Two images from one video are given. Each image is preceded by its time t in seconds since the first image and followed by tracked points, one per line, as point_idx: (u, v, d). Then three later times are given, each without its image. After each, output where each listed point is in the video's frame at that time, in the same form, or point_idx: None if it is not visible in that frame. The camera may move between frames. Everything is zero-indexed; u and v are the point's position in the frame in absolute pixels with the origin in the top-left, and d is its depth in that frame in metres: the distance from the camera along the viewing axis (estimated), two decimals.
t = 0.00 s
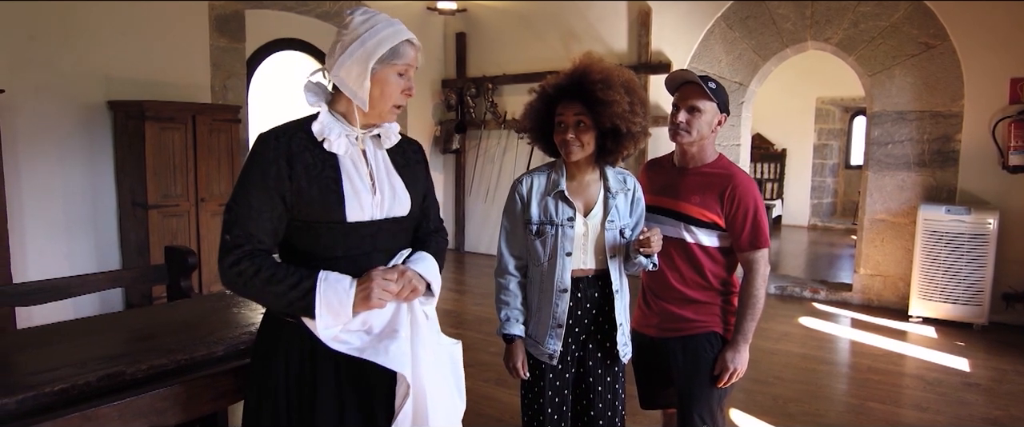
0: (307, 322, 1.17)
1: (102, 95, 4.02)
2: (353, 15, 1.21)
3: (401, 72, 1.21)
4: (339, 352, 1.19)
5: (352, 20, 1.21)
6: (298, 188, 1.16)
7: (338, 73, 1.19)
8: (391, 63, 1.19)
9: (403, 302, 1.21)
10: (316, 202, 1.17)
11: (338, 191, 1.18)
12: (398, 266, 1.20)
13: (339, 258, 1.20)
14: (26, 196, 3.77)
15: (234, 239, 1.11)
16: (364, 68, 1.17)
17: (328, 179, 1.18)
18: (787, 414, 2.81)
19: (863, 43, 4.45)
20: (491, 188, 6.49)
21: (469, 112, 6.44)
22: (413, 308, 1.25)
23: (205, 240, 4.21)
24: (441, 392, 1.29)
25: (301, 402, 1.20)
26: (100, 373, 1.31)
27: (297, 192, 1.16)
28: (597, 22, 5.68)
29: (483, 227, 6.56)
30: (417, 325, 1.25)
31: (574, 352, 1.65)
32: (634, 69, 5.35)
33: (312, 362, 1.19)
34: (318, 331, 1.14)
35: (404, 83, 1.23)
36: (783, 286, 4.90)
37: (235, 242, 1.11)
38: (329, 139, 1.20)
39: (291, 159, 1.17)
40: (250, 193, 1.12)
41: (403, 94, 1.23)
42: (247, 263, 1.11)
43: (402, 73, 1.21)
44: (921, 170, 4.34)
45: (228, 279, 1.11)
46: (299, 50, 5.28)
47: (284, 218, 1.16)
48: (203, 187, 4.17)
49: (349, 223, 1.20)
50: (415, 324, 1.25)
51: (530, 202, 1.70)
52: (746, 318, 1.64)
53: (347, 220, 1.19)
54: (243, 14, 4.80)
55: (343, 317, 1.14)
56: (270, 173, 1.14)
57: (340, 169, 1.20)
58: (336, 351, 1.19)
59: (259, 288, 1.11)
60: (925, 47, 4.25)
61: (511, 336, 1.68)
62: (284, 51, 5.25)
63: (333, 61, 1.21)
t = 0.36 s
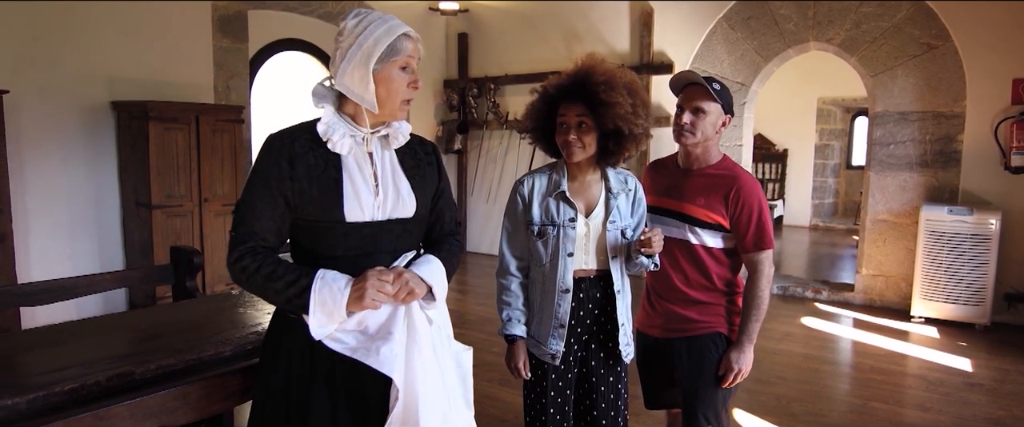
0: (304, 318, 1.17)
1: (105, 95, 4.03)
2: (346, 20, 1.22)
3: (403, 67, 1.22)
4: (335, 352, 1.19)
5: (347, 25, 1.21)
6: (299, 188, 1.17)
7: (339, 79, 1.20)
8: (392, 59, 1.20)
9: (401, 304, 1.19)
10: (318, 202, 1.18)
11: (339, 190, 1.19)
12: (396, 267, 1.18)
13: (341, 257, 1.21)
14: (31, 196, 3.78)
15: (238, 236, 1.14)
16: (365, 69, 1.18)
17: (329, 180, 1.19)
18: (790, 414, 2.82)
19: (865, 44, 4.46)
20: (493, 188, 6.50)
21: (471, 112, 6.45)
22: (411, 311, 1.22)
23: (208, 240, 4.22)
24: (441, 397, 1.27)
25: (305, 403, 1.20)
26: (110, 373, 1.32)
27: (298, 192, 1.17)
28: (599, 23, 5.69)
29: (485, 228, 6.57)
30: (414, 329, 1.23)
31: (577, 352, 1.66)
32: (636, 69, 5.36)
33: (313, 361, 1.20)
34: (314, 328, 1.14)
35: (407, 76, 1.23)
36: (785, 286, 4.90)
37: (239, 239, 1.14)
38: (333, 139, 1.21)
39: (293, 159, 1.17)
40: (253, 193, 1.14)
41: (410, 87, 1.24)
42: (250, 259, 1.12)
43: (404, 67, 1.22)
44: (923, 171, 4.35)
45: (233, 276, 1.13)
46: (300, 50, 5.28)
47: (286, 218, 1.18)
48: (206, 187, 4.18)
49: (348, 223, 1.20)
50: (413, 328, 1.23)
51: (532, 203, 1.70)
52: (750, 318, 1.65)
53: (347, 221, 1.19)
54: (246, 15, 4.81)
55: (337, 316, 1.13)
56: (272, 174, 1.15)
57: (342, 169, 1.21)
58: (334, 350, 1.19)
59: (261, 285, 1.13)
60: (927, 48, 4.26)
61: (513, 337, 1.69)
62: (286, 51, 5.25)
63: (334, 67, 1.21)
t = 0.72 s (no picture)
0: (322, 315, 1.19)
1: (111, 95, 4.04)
2: (378, 22, 1.22)
3: (429, 78, 1.24)
4: (354, 350, 1.20)
5: (378, 28, 1.22)
6: (317, 188, 1.18)
7: (367, 81, 1.21)
8: (420, 68, 1.22)
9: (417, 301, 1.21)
10: (336, 202, 1.19)
11: (356, 190, 1.20)
12: (413, 266, 1.21)
13: (359, 257, 1.22)
14: (37, 196, 3.79)
15: (257, 236, 1.15)
16: (395, 76, 1.20)
17: (348, 180, 1.20)
18: (795, 414, 2.83)
19: (868, 45, 4.49)
20: (495, 189, 6.49)
21: (474, 112, 6.48)
22: (427, 308, 1.24)
23: (213, 240, 4.24)
24: (455, 396, 1.28)
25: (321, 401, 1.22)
26: (126, 371, 1.33)
27: (316, 192, 1.18)
28: (602, 23, 5.70)
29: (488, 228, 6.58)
30: (430, 325, 1.24)
31: (585, 351, 1.67)
32: (639, 69, 5.37)
33: (330, 359, 1.21)
34: (332, 325, 1.16)
35: (431, 86, 1.26)
36: (788, 286, 4.91)
37: (258, 239, 1.15)
38: (351, 140, 1.22)
39: (312, 160, 1.19)
40: (272, 194, 1.15)
41: (430, 96, 1.27)
42: (269, 258, 1.14)
43: (430, 78, 1.25)
44: (925, 171, 4.37)
45: (252, 274, 1.15)
46: (302, 49, 5.40)
47: (305, 218, 1.19)
48: (211, 187, 4.20)
49: (365, 222, 1.21)
50: (429, 324, 1.25)
51: (539, 204, 1.72)
52: (758, 318, 1.65)
53: (363, 219, 1.21)
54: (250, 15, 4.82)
55: (356, 313, 1.15)
56: (292, 174, 1.16)
57: (359, 169, 1.22)
58: (352, 348, 1.20)
59: (279, 283, 1.14)
60: (930, 48, 4.28)
61: (522, 337, 1.70)
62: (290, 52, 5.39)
63: (360, 69, 1.22)
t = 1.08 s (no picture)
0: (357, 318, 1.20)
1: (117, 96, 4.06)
2: (401, 24, 1.24)
3: (451, 77, 1.27)
4: (389, 348, 1.23)
5: (403, 29, 1.23)
6: (347, 189, 1.19)
7: (396, 79, 1.22)
8: (444, 68, 1.25)
9: (449, 297, 1.25)
10: (366, 203, 1.20)
11: (386, 191, 1.22)
12: (443, 263, 1.25)
13: (387, 256, 1.24)
14: (44, 196, 3.81)
15: (288, 238, 1.15)
16: (425, 74, 1.22)
17: (376, 180, 1.21)
18: (800, 413, 2.84)
19: (871, 45, 4.48)
20: (499, 188, 6.51)
21: (477, 112, 6.48)
22: (457, 304, 1.29)
23: (219, 240, 4.25)
24: (480, 391, 1.32)
25: (346, 399, 1.23)
26: (142, 370, 1.34)
27: (346, 193, 1.19)
28: (605, 23, 5.70)
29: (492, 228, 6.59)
30: (460, 320, 1.29)
31: (595, 350, 1.68)
32: (641, 69, 5.37)
33: (359, 357, 1.23)
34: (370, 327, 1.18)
35: (452, 86, 1.29)
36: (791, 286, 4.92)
37: (290, 241, 1.15)
38: (379, 140, 1.23)
39: (342, 160, 1.20)
40: (302, 194, 1.16)
41: (450, 97, 1.29)
42: (301, 261, 1.14)
43: (452, 78, 1.28)
44: (929, 171, 4.37)
45: (284, 276, 1.15)
46: (306, 50, 5.43)
47: (334, 218, 1.20)
48: (216, 187, 4.21)
49: (397, 221, 1.23)
50: (459, 318, 1.29)
51: (550, 203, 1.73)
52: (771, 324, 1.66)
53: (394, 219, 1.22)
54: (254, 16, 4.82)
55: (394, 312, 1.18)
56: (324, 174, 1.17)
57: (387, 169, 1.23)
58: (385, 346, 1.22)
59: (313, 284, 1.15)
60: (933, 49, 4.28)
61: (533, 336, 1.71)
62: (297, 52, 5.44)
63: (385, 69, 1.23)
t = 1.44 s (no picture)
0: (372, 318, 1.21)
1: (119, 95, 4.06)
2: (411, 22, 1.24)
3: (457, 78, 1.28)
4: (403, 346, 1.23)
5: (412, 27, 1.24)
6: (361, 188, 1.19)
7: (402, 77, 1.22)
8: (451, 68, 1.25)
9: (460, 293, 1.27)
10: (379, 201, 1.21)
11: (398, 189, 1.22)
12: (455, 260, 1.27)
13: (398, 254, 1.24)
14: (47, 196, 3.81)
15: (300, 239, 1.15)
16: (431, 74, 1.22)
17: (388, 179, 1.22)
18: (803, 412, 2.84)
19: (874, 44, 4.48)
20: (500, 188, 6.51)
21: (479, 112, 6.48)
22: (469, 300, 1.31)
23: (221, 240, 4.26)
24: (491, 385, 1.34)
25: (356, 397, 1.23)
26: (147, 368, 1.34)
27: (359, 192, 1.19)
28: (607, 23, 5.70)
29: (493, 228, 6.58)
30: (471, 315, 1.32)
31: (600, 348, 1.68)
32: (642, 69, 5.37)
33: (370, 354, 1.23)
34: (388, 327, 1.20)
35: (457, 86, 1.29)
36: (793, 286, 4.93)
37: (303, 242, 1.15)
38: (388, 140, 1.23)
39: (354, 159, 1.20)
40: (314, 193, 1.16)
41: (456, 97, 1.29)
42: (315, 262, 1.14)
43: (458, 78, 1.28)
44: (931, 170, 4.37)
45: (296, 276, 1.15)
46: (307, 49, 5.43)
47: (347, 217, 1.20)
48: (218, 187, 4.22)
49: (409, 220, 1.24)
50: (471, 310, 1.32)
51: (556, 201, 1.73)
52: (784, 328, 1.64)
53: (406, 217, 1.23)
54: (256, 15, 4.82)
55: (409, 310, 1.19)
56: (335, 173, 1.17)
57: (398, 168, 1.23)
58: (398, 344, 1.23)
59: (327, 285, 1.15)
60: (936, 48, 4.28)
61: (537, 334, 1.71)
62: (297, 52, 5.44)
63: (392, 66, 1.23)
